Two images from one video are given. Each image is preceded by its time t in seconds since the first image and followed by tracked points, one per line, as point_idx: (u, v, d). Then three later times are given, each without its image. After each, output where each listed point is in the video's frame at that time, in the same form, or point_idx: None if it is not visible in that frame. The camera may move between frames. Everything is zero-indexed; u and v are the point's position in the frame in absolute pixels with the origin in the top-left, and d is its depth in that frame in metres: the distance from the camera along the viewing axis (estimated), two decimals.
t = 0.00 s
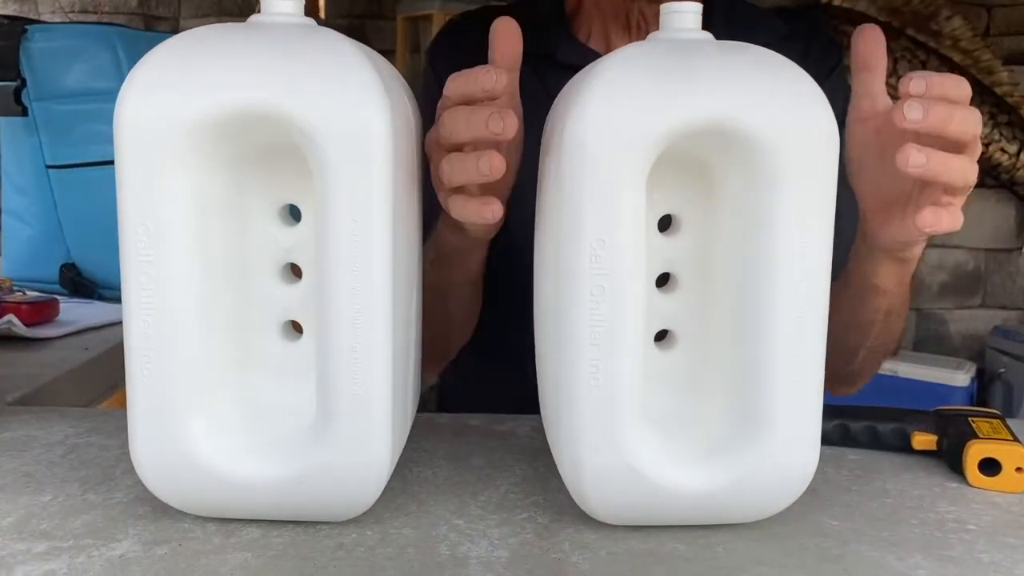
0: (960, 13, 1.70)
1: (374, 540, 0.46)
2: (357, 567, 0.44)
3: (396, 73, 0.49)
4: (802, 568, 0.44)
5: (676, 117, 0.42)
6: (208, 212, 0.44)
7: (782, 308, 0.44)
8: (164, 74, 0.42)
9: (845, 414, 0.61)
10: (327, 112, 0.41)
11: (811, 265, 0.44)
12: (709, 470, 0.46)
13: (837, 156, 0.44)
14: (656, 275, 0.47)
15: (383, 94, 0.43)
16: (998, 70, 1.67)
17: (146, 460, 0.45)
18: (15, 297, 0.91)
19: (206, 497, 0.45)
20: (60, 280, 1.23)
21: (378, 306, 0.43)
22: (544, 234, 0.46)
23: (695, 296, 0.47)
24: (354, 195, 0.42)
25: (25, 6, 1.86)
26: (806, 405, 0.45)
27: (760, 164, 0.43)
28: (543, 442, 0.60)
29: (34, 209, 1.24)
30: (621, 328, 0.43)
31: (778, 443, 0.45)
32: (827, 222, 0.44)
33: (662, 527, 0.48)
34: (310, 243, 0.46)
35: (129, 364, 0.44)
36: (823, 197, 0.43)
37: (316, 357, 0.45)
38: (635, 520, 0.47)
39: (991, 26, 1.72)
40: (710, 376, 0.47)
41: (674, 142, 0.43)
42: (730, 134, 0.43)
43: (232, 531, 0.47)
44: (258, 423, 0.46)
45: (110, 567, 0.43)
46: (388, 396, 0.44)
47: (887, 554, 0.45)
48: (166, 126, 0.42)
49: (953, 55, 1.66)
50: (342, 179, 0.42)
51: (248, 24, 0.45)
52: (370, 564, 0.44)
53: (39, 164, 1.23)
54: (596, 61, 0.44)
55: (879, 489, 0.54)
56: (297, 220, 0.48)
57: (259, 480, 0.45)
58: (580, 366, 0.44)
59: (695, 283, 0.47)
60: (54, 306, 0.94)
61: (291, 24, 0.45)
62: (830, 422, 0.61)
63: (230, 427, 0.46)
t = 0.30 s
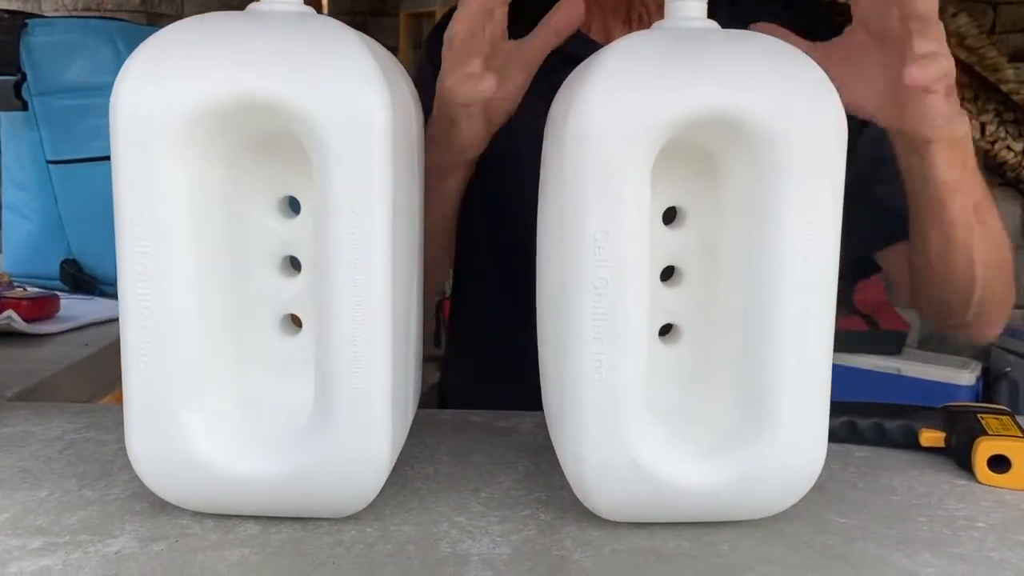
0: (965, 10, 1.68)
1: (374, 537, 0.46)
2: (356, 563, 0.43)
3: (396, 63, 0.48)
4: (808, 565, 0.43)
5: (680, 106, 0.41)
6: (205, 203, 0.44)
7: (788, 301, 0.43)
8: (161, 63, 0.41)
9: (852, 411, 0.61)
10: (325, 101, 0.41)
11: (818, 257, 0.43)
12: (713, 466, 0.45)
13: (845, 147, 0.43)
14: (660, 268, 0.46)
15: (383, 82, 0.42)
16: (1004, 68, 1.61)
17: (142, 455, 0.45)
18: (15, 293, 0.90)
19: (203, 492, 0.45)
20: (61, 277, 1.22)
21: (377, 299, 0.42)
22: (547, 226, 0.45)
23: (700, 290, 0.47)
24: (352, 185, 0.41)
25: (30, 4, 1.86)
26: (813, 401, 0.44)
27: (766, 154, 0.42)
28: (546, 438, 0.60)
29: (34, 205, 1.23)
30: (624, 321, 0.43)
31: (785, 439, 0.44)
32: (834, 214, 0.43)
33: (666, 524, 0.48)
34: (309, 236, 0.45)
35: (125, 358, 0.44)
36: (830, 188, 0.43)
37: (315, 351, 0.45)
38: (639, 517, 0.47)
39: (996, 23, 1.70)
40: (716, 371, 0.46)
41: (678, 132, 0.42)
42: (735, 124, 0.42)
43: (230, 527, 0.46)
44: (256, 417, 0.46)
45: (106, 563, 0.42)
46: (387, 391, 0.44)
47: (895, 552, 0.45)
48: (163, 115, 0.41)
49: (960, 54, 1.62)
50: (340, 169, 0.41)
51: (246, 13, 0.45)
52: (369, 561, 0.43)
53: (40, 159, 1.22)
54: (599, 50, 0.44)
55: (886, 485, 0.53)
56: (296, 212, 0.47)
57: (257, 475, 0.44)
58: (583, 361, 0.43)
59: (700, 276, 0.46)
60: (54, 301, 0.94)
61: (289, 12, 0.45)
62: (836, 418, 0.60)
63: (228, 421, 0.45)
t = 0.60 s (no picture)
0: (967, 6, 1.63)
1: (356, 537, 0.45)
2: (336, 564, 0.42)
3: (380, 52, 0.47)
4: (799, 566, 0.42)
5: (668, 96, 0.40)
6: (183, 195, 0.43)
7: (780, 296, 0.42)
8: (137, 51, 0.40)
9: (847, 409, 0.60)
10: (305, 91, 0.40)
11: (811, 250, 0.42)
12: (703, 465, 0.44)
13: (838, 138, 0.42)
14: (649, 262, 0.45)
15: (364, 71, 0.41)
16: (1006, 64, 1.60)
17: (119, 453, 0.44)
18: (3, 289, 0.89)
19: (182, 491, 0.44)
20: (51, 273, 1.21)
21: (358, 293, 0.41)
22: (533, 219, 0.44)
23: (690, 285, 0.45)
24: (332, 177, 0.40)
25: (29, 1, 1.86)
26: (806, 398, 0.43)
27: (757, 144, 0.41)
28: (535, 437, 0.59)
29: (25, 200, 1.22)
30: (611, 316, 0.42)
31: (777, 438, 0.43)
32: (828, 206, 0.42)
33: (655, 524, 0.47)
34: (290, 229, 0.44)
35: (101, 353, 0.43)
36: (823, 180, 0.42)
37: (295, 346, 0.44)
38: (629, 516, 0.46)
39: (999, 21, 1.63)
40: (707, 367, 0.45)
41: (667, 122, 0.41)
42: (725, 115, 0.41)
43: (210, 527, 0.45)
44: (236, 415, 0.45)
45: (81, 562, 0.42)
46: (369, 388, 0.43)
47: (889, 553, 0.44)
48: (139, 105, 0.40)
49: (961, 50, 1.60)
50: (319, 160, 0.40)
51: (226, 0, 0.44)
52: (350, 562, 0.42)
53: (30, 154, 1.21)
54: (585, 40, 0.43)
55: (881, 485, 0.52)
56: (278, 204, 0.46)
57: (236, 474, 0.43)
58: (569, 357, 0.42)
59: (691, 270, 0.45)
60: (43, 298, 0.93)
61: None
62: (831, 416, 0.59)
63: (207, 418, 0.44)
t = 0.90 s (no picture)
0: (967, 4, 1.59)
1: (349, 532, 0.44)
2: (328, 558, 0.42)
3: (374, 41, 0.46)
4: (798, 560, 0.42)
5: (665, 83, 0.39)
6: (172, 185, 0.42)
7: (779, 288, 0.41)
8: (127, 38, 0.40)
9: (847, 403, 0.59)
10: (296, 79, 0.39)
11: (811, 240, 0.41)
12: (701, 459, 0.43)
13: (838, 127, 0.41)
14: (646, 254, 0.45)
15: (357, 59, 0.40)
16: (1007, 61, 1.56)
17: (108, 447, 0.43)
18: None
19: (173, 485, 0.43)
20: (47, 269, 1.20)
21: (351, 286, 0.41)
22: (529, 210, 0.44)
23: (687, 276, 0.45)
24: (324, 166, 0.40)
25: None
26: (805, 391, 0.43)
27: (755, 133, 0.40)
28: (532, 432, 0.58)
29: (21, 196, 1.21)
30: (608, 309, 0.41)
31: (775, 432, 0.43)
32: (828, 196, 0.41)
33: (652, 518, 0.46)
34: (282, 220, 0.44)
35: (91, 345, 0.42)
36: (823, 168, 0.41)
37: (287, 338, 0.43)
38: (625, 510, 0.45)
39: (999, 17, 1.59)
40: (706, 359, 0.44)
41: (664, 111, 0.41)
42: (723, 102, 0.40)
43: (201, 521, 0.45)
44: (227, 408, 0.44)
45: (72, 557, 0.41)
46: (362, 380, 0.42)
47: (889, 547, 0.43)
48: (128, 93, 0.40)
49: (961, 47, 1.56)
50: (312, 150, 0.40)
51: None
52: (343, 557, 0.42)
53: (26, 150, 1.20)
54: (581, 27, 0.42)
55: (880, 479, 0.51)
56: (270, 196, 0.46)
57: (227, 468, 0.43)
58: (565, 350, 0.41)
59: (688, 261, 0.45)
60: (39, 294, 0.92)
61: None
62: (830, 411, 0.58)
63: (198, 411, 0.44)
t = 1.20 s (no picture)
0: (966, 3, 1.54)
1: (353, 530, 0.44)
2: (332, 557, 0.41)
3: (377, 36, 0.46)
4: (805, 558, 0.42)
5: (671, 78, 0.39)
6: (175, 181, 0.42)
7: (785, 283, 0.41)
8: (130, 32, 0.40)
9: (851, 401, 0.59)
10: (299, 73, 0.39)
11: (817, 236, 0.41)
12: (707, 455, 0.43)
13: (844, 122, 0.41)
14: (651, 250, 0.44)
15: (361, 54, 0.40)
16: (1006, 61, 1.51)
17: (111, 444, 0.43)
18: None
19: (177, 483, 0.43)
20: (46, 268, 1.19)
21: (354, 283, 0.40)
22: (533, 206, 0.43)
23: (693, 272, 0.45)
24: (328, 161, 0.39)
25: None
26: (812, 388, 0.42)
27: (762, 128, 0.40)
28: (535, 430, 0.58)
29: (18, 194, 1.20)
30: (613, 305, 0.41)
31: (782, 429, 0.42)
32: (834, 191, 0.41)
33: (657, 516, 0.46)
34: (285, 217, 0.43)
35: (92, 342, 0.42)
36: (830, 164, 0.41)
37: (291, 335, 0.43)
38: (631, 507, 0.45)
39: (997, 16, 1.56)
40: (712, 356, 0.44)
41: (669, 106, 0.40)
42: (730, 97, 0.40)
43: (203, 519, 0.45)
44: (228, 406, 0.44)
45: (74, 556, 0.41)
46: (366, 377, 0.42)
47: (896, 545, 0.43)
48: (130, 87, 0.39)
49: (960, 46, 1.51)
50: (314, 144, 0.39)
51: None
52: (347, 555, 0.41)
53: (23, 148, 1.19)
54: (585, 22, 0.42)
55: (885, 478, 0.51)
56: (273, 192, 0.45)
57: (230, 465, 0.42)
58: (570, 347, 0.41)
59: (694, 257, 0.44)
60: (38, 292, 0.92)
61: None
62: (834, 409, 0.58)
63: (199, 407, 0.43)
